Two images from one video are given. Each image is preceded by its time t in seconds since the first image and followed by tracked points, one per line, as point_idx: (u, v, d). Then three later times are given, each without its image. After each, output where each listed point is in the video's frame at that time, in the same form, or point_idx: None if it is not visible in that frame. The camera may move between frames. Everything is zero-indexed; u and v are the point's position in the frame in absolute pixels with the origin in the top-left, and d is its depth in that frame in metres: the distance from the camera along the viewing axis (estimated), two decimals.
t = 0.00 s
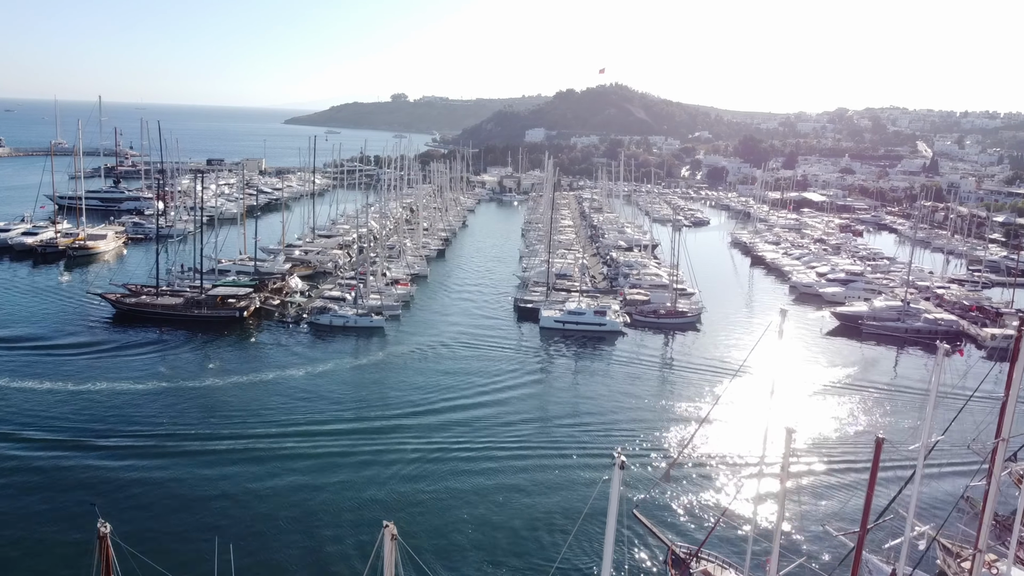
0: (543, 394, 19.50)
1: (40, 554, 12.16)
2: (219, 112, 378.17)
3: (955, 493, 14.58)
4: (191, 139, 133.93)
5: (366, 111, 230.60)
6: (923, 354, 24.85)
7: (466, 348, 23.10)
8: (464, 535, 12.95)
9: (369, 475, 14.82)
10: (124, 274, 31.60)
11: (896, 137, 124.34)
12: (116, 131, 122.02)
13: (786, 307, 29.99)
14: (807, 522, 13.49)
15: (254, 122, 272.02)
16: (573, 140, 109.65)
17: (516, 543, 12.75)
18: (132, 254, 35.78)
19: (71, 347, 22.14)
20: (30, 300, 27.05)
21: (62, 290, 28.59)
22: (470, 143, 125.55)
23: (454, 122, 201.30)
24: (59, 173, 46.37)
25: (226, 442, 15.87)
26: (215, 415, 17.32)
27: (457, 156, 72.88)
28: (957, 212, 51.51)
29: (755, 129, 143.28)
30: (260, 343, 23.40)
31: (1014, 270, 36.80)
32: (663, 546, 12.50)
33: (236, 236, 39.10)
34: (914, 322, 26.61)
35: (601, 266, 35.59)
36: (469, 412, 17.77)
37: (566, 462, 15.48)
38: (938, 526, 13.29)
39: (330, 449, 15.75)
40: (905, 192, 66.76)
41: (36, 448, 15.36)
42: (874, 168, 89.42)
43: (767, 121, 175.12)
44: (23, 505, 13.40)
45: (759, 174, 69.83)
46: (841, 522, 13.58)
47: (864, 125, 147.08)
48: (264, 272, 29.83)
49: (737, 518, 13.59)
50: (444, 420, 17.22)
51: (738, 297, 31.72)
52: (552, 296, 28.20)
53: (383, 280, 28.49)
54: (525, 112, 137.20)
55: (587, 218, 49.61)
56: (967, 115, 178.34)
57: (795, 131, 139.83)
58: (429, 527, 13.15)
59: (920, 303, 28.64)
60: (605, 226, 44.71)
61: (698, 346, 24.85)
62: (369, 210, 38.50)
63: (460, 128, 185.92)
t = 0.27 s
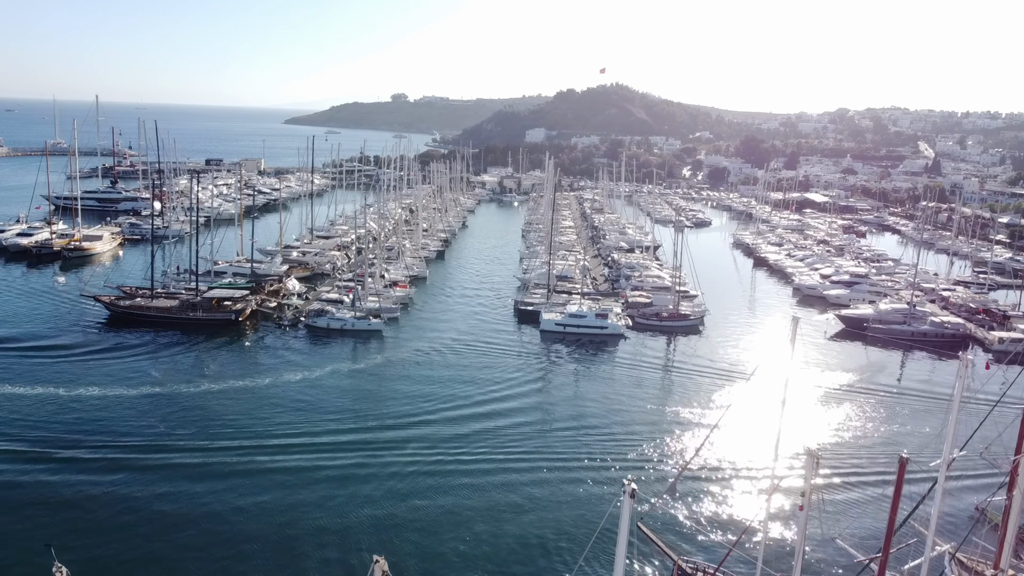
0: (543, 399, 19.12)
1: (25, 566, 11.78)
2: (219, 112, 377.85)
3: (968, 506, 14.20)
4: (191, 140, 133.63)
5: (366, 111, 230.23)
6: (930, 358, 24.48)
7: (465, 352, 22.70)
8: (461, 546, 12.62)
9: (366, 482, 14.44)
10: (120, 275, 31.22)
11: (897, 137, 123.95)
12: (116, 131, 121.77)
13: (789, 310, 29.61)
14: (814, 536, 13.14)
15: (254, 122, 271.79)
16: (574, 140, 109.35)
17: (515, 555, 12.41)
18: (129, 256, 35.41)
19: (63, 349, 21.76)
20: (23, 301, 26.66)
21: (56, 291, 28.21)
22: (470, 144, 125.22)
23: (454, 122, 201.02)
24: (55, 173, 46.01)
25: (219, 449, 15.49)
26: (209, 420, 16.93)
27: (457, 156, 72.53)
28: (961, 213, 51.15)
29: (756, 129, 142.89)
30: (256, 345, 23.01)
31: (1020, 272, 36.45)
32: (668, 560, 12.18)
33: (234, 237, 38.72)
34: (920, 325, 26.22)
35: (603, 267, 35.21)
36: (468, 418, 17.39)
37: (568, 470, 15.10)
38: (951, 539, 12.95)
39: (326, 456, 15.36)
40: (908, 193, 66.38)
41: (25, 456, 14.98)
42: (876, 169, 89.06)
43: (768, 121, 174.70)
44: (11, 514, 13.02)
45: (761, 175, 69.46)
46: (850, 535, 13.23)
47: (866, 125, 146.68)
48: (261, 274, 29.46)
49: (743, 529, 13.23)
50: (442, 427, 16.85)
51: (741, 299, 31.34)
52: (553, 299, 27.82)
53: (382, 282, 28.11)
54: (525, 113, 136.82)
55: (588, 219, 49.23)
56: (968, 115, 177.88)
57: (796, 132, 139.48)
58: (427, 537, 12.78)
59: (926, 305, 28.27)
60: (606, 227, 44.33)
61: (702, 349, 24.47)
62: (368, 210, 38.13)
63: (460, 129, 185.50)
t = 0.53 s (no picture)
0: (544, 406, 18.75)
1: None
2: (218, 112, 377.46)
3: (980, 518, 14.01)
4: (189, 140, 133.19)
5: (366, 111, 229.88)
6: (937, 362, 24.11)
7: (465, 357, 22.32)
8: (460, 561, 12.29)
9: (363, 494, 14.07)
10: (115, 277, 30.84)
11: (899, 137, 123.62)
12: (115, 132, 121.31)
13: (793, 312, 29.23)
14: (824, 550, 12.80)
15: (253, 122, 271.21)
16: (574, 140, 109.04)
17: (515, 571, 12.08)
18: (125, 257, 35.03)
19: (56, 353, 21.37)
20: (16, 303, 26.26)
21: (50, 293, 27.81)
22: (470, 144, 124.89)
23: (455, 122, 200.67)
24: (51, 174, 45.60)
25: (213, 459, 15.12)
26: (203, 429, 16.52)
27: (457, 156, 72.15)
28: (965, 214, 50.81)
29: (757, 129, 142.53)
30: (252, 349, 22.63)
31: None
32: None
33: (231, 238, 38.34)
34: (927, 329, 25.85)
35: (604, 269, 34.83)
36: (467, 426, 17.01)
37: (569, 480, 14.76)
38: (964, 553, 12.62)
39: (322, 467, 14.99)
40: (911, 193, 66.01)
41: (13, 466, 14.60)
42: (878, 169, 88.73)
43: (769, 120, 174.37)
44: None
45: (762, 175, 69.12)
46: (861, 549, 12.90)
47: (867, 125, 146.37)
48: (258, 276, 29.08)
49: (749, 543, 12.90)
50: (441, 435, 16.48)
51: (744, 301, 30.95)
52: (554, 301, 27.44)
53: (380, 285, 27.73)
54: (525, 113, 136.45)
55: (589, 220, 48.86)
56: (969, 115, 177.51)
57: (797, 132, 139.11)
58: (426, 551, 12.45)
59: (933, 308, 27.90)
60: (608, 228, 43.96)
61: (705, 353, 24.09)
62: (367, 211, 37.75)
63: (460, 129, 185.10)
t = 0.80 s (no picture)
0: (545, 412, 18.37)
1: None
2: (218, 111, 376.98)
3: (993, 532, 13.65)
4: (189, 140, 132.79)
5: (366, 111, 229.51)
6: (944, 366, 23.73)
7: (465, 360, 21.94)
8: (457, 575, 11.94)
9: (359, 506, 13.69)
10: (110, 279, 30.47)
11: (901, 137, 123.21)
12: (114, 132, 120.88)
13: (797, 315, 28.84)
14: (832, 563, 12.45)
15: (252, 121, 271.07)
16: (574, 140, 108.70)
17: None
18: (120, 258, 34.63)
19: (48, 357, 20.98)
20: (9, 306, 25.89)
21: (43, 295, 27.45)
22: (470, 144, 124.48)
23: (455, 122, 200.24)
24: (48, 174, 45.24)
25: (206, 469, 14.74)
26: (196, 436, 16.13)
27: (457, 156, 71.78)
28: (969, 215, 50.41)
29: (758, 129, 142.08)
30: (248, 353, 22.27)
31: None
32: None
33: (228, 239, 37.96)
34: (934, 332, 25.46)
35: (605, 271, 34.45)
36: (466, 434, 16.65)
37: (570, 489, 14.42)
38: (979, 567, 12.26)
39: (317, 476, 14.63)
40: (914, 194, 65.59)
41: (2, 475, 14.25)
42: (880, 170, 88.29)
43: (770, 120, 173.94)
44: None
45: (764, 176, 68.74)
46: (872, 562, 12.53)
47: (868, 125, 145.90)
48: (254, 278, 28.71)
49: (755, 557, 12.56)
50: (439, 443, 16.11)
51: (747, 303, 30.56)
52: (555, 304, 27.07)
53: (379, 287, 27.35)
54: (525, 113, 136.00)
55: (590, 221, 48.48)
56: (971, 115, 177.06)
57: (798, 132, 138.74)
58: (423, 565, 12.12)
59: (939, 311, 27.52)
60: (609, 229, 43.59)
61: (709, 356, 23.70)
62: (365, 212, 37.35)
63: (460, 129, 184.65)
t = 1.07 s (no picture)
0: (546, 417, 18.01)
1: None
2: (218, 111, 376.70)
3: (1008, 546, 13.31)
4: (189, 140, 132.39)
5: (366, 111, 229.14)
6: (952, 371, 23.36)
7: (465, 365, 21.56)
8: None
9: (356, 513, 13.30)
10: (105, 280, 30.08)
11: (903, 138, 122.84)
12: (114, 132, 120.45)
13: (802, 318, 28.48)
14: None
15: (252, 121, 270.81)
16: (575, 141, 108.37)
17: None
18: (117, 259, 34.26)
19: (40, 359, 20.59)
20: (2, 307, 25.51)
21: (37, 297, 27.07)
22: (471, 144, 124.14)
23: (455, 122, 199.84)
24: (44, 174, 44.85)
25: (199, 475, 14.36)
26: (190, 442, 15.76)
27: (457, 157, 71.42)
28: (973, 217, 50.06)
29: (759, 130, 141.73)
30: (245, 356, 21.91)
31: None
32: None
33: (226, 240, 37.58)
34: (942, 336, 25.07)
35: (607, 273, 34.08)
36: (466, 440, 16.31)
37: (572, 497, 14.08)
38: None
39: (315, 481, 14.28)
40: (917, 196, 65.24)
41: None
42: (882, 171, 87.95)
43: (771, 120, 173.55)
44: None
45: (766, 177, 68.40)
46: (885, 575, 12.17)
47: (870, 126, 145.65)
48: (251, 280, 28.35)
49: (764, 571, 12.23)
50: (439, 449, 15.78)
51: (750, 305, 30.17)
52: (556, 307, 26.71)
53: (377, 289, 27.01)
54: (526, 113, 135.57)
55: (591, 222, 48.12)
56: (972, 117, 176.74)
57: (799, 133, 138.39)
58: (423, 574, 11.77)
59: (946, 315, 27.15)
60: (610, 230, 43.23)
61: (712, 360, 23.32)
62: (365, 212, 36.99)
63: (461, 129, 184.24)
